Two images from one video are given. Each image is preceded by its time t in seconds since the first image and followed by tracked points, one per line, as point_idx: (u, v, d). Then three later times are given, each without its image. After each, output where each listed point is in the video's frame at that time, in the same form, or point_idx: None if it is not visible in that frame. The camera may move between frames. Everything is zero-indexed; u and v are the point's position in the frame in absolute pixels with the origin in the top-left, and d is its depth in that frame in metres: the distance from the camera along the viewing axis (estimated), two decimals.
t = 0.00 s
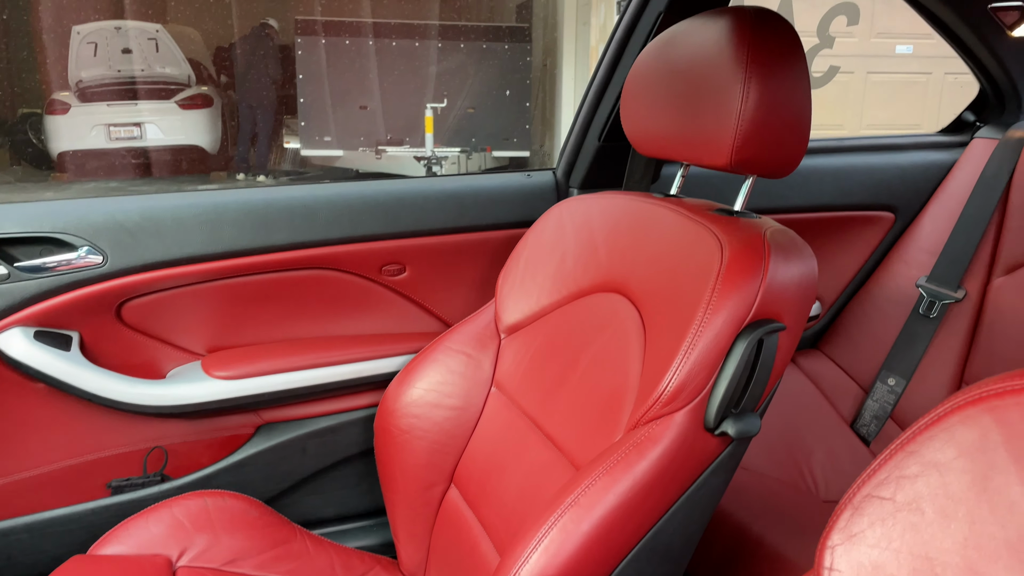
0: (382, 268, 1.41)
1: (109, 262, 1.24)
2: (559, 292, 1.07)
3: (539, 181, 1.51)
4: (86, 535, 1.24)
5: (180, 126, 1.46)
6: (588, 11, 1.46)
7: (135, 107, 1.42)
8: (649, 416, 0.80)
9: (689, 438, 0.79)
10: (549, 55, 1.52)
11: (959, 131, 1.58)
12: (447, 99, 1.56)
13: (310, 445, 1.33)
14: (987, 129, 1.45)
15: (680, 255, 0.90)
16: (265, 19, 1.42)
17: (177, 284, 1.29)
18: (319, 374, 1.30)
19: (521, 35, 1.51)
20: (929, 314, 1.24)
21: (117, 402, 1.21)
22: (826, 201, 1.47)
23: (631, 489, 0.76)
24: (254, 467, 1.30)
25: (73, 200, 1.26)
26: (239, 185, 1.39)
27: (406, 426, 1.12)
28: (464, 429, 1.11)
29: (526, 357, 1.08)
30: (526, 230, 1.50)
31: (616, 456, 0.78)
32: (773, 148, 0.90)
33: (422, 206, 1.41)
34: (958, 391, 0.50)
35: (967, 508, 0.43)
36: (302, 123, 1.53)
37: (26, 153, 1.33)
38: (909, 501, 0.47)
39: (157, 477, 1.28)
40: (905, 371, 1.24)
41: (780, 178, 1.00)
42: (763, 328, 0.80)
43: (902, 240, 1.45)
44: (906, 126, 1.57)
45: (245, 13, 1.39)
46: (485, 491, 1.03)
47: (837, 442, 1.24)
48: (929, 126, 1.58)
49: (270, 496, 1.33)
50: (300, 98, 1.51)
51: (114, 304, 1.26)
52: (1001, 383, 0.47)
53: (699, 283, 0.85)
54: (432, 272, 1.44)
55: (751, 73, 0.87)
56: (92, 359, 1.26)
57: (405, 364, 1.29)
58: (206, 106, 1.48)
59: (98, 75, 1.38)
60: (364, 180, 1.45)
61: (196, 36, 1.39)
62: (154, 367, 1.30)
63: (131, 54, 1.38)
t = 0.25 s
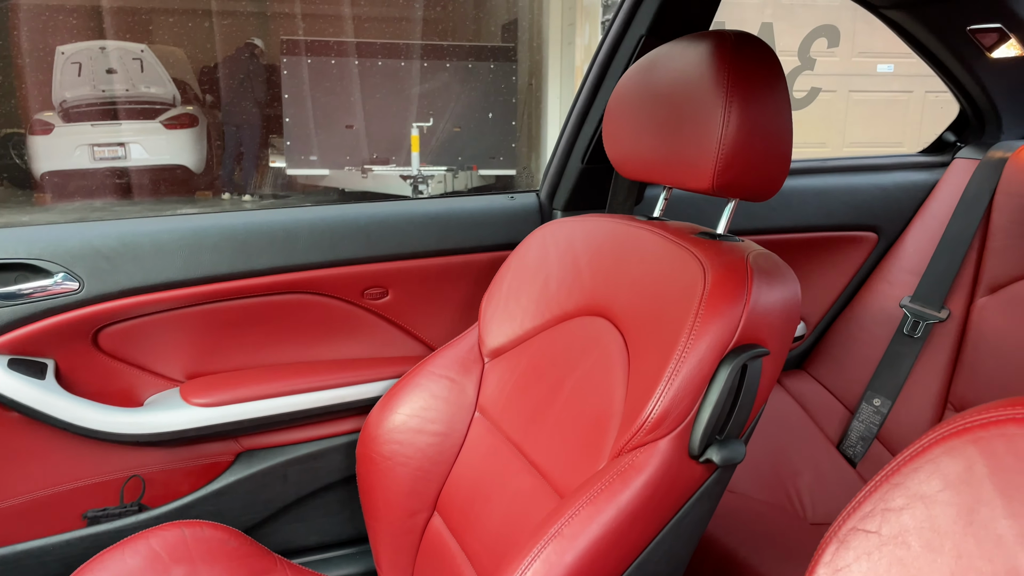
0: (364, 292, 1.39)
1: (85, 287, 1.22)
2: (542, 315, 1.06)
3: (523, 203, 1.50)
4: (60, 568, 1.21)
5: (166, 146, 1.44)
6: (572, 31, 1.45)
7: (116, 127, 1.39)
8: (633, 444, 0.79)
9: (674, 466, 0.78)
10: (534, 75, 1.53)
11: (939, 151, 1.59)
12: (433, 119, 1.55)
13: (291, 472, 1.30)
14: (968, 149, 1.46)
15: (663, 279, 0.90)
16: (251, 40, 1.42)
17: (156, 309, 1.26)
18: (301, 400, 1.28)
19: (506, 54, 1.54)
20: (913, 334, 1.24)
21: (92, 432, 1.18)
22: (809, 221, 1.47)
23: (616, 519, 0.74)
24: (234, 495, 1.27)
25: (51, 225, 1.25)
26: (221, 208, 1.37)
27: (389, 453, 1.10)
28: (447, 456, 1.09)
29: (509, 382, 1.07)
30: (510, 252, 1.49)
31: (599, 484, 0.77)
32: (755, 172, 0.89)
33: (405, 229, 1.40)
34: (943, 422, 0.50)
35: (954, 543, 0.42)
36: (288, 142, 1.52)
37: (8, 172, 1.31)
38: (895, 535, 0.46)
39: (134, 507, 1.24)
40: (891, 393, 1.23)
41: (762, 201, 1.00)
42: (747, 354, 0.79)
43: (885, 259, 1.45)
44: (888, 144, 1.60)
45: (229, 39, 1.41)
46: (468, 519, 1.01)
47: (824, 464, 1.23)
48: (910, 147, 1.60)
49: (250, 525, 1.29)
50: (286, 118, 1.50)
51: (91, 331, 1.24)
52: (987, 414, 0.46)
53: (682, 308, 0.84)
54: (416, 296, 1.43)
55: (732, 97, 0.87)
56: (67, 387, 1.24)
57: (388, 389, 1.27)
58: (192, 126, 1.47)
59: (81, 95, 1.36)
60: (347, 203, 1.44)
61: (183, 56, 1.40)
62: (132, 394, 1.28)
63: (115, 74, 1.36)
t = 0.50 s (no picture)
0: (350, 307, 1.38)
1: (65, 305, 1.20)
2: (530, 330, 1.05)
3: (511, 217, 1.50)
4: None
5: (151, 162, 1.45)
6: (559, 46, 1.44)
7: (100, 143, 1.40)
8: (623, 461, 0.78)
9: (663, 483, 0.77)
10: (522, 90, 1.51)
11: (925, 164, 1.60)
12: (420, 133, 1.54)
13: (275, 491, 1.27)
14: (954, 161, 1.47)
15: (652, 293, 0.89)
16: (237, 56, 1.41)
17: (138, 327, 1.24)
18: (285, 418, 1.25)
19: (492, 69, 1.52)
20: (902, 347, 1.24)
21: (72, 452, 1.15)
22: (795, 235, 1.48)
23: (605, 538, 0.73)
24: (217, 516, 1.23)
25: (31, 241, 1.23)
26: (211, 224, 1.35)
27: (375, 470, 1.08)
28: (435, 473, 1.08)
29: (497, 398, 1.06)
30: (497, 266, 1.48)
31: (589, 502, 0.76)
32: (742, 185, 0.89)
33: (391, 244, 1.39)
34: (934, 439, 0.49)
35: (948, 561, 0.41)
36: (275, 158, 1.51)
37: None
38: (889, 554, 0.44)
39: (116, 529, 1.21)
40: (880, 406, 1.23)
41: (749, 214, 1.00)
42: (736, 369, 0.79)
43: (873, 272, 1.45)
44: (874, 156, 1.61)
45: (213, 53, 1.39)
46: (456, 538, 1.00)
47: (814, 478, 1.22)
48: (895, 158, 1.62)
49: (233, 546, 1.26)
50: (273, 133, 1.49)
51: (71, 349, 1.21)
52: (980, 429, 0.46)
53: (671, 322, 0.83)
54: (403, 311, 1.42)
55: (718, 110, 0.87)
56: (46, 406, 1.21)
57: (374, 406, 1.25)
58: (178, 141, 1.48)
59: (67, 111, 1.35)
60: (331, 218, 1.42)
61: (170, 73, 1.39)
62: (114, 414, 1.25)
63: (100, 90, 1.36)
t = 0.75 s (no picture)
0: (334, 324, 1.37)
1: (44, 324, 1.18)
2: (515, 346, 1.04)
3: (496, 232, 1.49)
4: None
5: (137, 175, 1.45)
6: (545, 57, 1.44)
7: (81, 157, 1.39)
8: (608, 481, 0.77)
9: (649, 502, 0.76)
10: (508, 103, 1.48)
11: (908, 177, 1.61)
12: (407, 144, 1.52)
13: (258, 511, 1.24)
14: (936, 174, 1.48)
15: (636, 309, 0.89)
16: (222, 68, 1.40)
17: (118, 345, 1.22)
18: (269, 437, 1.23)
19: (478, 81, 1.49)
20: (887, 359, 1.24)
21: (50, 475, 1.12)
22: (780, 247, 1.48)
23: (590, 559, 0.72)
24: (199, 537, 1.20)
25: (10, 259, 1.21)
26: (195, 239, 1.33)
27: (359, 489, 1.06)
28: (419, 492, 1.06)
29: (483, 415, 1.04)
30: (482, 281, 1.47)
31: (574, 523, 0.74)
32: (725, 200, 0.89)
33: (376, 260, 1.38)
34: (919, 460, 0.47)
35: None
36: (262, 170, 1.51)
37: None
38: None
39: (96, 551, 1.16)
40: (866, 419, 1.23)
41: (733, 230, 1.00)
42: (721, 386, 0.78)
43: (858, 284, 1.45)
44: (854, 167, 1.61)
45: (196, 69, 1.37)
46: (441, 558, 0.98)
47: (801, 492, 1.22)
48: (878, 170, 1.63)
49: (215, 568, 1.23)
50: (258, 145, 1.48)
51: (50, 368, 1.19)
52: (968, 449, 0.43)
53: (656, 339, 0.83)
54: (387, 327, 1.41)
55: (700, 125, 0.87)
56: (23, 428, 1.18)
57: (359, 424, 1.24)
58: (163, 154, 1.46)
59: (51, 124, 1.33)
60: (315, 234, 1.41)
61: (154, 85, 1.37)
62: (93, 434, 1.23)
63: (83, 103, 1.34)
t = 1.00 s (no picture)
0: (315, 334, 1.35)
1: (20, 338, 1.16)
2: (499, 355, 1.03)
3: (478, 239, 1.49)
4: None
5: (117, 184, 1.40)
6: (527, 64, 1.45)
7: (59, 167, 1.33)
8: (593, 491, 0.76)
9: (634, 512, 0.75)
10: (490, 109, 1.50)
11: (887, 181, 1.62)
12: (389, 151, 1.53)
13: (240, 524, 1.22)
14: (916, 179, 1.47)
15: (620, 318, 0.88)
16: (203, 76, 1.39)
17: (96, 359, 1.20)
18: (249, 450, 1.21)
19: (460, 87, 1.50)
20: (869, 363, 1.25)
21: (26, 491, 1.10)
22: (762, 252, 1.49)
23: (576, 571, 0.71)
24: (179, 553, 1.18)
25: None
26: (174, 249, 1.32)
27: (342, 502, 1.04)
28: (403, 504, 1.05)
29: (467, 425, 1.03)
30: (465, 290, 1.47)
31: (559, 534, 0.74)
32: (708, 207, 0.89)
33: (357, 269, 1.37)
34: (904, 468, 0.42)
35: None
36: (243, 178, 1.51)
37: None
38: None
39: (75, 568, 1.14)
40: (849, 423, 1.23)
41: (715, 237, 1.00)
42: (705, 395, 0.78)
43: (839, 288, 1.46)
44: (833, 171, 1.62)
45: (174, 78, 1.36)
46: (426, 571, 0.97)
47: (786, 497, 1.22)
48: (858, 175, 1.62)
49: None
50: (240, 153, 1.48)
51: (26, 383, 1.17)
52: (956, 455, 0.39)
53: (639, 347, 0.82)
54: (370, 336, 1.39)
55: (681, 133, 0.87)
56: None
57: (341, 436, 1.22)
58: (144, 163, 1.42)
59: (28, 133, 1.27)
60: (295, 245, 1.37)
61: (134, 92, 1.33)
62: (71, 449, 1.20)
63: (62, 112, 1.28)
